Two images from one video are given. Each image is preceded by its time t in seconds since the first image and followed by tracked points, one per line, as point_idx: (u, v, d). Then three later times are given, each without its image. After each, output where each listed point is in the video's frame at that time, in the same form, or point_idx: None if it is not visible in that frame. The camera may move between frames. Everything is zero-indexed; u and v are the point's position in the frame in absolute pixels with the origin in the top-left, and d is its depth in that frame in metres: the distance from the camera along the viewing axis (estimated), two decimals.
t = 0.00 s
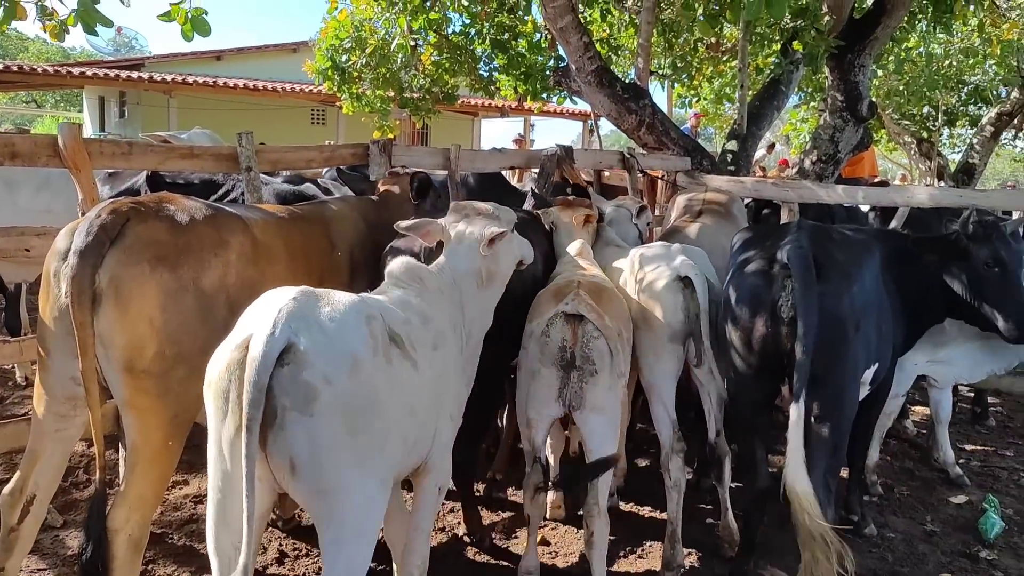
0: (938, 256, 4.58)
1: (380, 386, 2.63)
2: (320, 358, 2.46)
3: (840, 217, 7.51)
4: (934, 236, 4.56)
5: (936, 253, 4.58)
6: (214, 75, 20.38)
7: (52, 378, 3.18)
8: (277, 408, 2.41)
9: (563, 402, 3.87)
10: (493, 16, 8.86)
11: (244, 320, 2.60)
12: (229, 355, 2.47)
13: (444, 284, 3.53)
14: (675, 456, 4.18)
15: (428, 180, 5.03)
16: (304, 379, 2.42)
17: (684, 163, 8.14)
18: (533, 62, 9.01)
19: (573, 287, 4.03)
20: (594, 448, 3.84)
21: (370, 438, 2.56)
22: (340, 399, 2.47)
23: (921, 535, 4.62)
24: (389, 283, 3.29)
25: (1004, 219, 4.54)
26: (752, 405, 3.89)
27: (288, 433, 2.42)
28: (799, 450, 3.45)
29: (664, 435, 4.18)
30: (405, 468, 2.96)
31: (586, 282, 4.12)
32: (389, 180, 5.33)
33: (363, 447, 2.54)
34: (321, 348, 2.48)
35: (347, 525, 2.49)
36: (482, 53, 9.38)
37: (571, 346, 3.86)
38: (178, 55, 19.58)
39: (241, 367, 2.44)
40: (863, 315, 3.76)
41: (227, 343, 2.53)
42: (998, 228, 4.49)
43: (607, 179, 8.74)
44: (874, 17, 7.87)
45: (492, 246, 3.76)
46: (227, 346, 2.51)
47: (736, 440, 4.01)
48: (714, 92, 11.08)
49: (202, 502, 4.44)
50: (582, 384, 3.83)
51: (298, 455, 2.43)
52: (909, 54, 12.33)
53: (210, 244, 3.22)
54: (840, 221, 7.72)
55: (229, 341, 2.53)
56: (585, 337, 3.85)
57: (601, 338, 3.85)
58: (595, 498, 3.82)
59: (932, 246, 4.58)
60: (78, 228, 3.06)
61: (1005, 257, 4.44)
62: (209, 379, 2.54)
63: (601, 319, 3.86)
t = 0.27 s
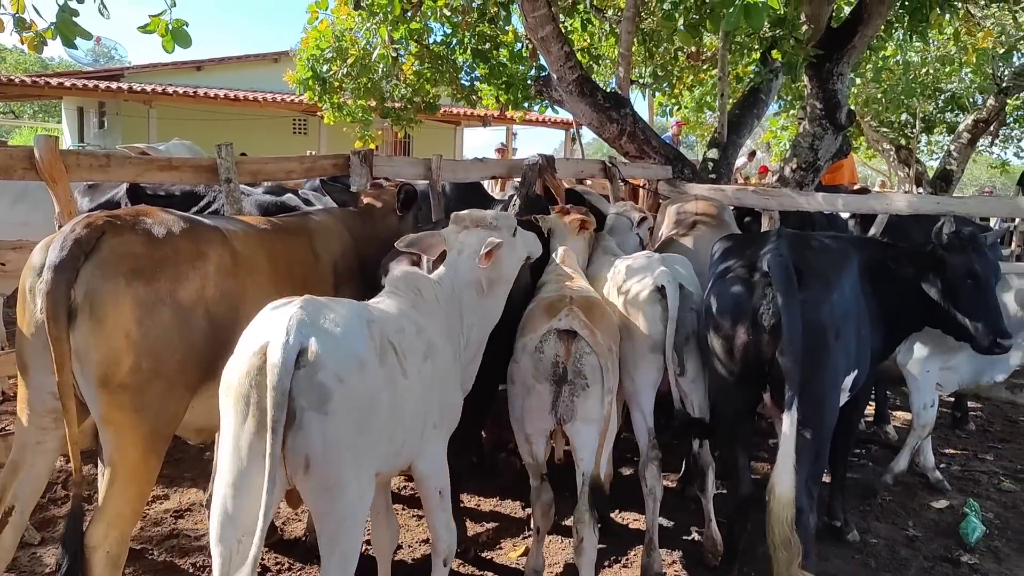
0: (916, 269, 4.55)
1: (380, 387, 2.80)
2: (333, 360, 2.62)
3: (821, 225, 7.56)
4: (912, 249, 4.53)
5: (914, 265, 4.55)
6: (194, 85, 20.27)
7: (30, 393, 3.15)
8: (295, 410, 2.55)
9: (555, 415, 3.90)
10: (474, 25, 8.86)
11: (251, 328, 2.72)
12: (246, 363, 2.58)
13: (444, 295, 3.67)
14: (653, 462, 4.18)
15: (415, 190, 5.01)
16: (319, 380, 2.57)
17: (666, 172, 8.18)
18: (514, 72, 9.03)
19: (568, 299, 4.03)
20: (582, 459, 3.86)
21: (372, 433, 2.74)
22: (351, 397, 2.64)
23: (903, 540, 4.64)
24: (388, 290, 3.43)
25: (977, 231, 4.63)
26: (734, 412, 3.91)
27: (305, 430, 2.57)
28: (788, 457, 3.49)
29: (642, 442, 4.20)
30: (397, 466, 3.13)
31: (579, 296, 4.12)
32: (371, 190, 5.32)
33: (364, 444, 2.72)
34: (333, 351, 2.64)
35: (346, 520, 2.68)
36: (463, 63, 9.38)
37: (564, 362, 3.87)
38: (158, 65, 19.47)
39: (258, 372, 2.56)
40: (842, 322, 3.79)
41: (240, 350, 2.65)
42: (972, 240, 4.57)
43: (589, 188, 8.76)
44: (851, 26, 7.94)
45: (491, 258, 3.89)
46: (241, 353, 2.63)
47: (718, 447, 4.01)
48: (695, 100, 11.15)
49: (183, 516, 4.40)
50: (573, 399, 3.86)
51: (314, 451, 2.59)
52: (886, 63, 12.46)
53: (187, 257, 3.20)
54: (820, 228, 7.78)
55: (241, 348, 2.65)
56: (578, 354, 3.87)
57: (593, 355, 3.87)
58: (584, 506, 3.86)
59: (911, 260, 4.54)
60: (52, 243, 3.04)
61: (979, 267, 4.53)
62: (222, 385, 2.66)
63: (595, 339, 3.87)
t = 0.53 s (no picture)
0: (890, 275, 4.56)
1: (364, 387, 2.90)
2: (306, 358, 2.73)
3: (799, 231, 7.61)
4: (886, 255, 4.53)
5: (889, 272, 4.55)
6: (172, 94, 20.15)
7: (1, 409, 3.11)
8: (268, 406, 2.69)
9: (528, 413, 3.90)
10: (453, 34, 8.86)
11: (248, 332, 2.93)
12: (229, 362, 2.78)
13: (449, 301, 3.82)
14: (635, 468, 4.16)
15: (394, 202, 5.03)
16: (290, 377, 2.69)
17: (645, 180, 8.22)
18: (494, 80, 9.04)
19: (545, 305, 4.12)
20: (561, 456, 3.84)
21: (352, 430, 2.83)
22: (325, 394, 2.74)
23: (885, 545, 4.67)
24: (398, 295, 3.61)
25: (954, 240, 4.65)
26: (713, 418, 3.93)
27: (277, 425, 2.70)
28: (771, 462, 3.50)
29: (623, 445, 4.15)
30: (395, 465, 3.24)
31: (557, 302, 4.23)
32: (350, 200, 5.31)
33: (343, 442, 2.82)
34: (310, 351, 2.75)
35: (325, 517, 2.79)
36: (443, 71, 9.37)
37: (531, 360, 3.90)
38: (135, 74, 19.33)
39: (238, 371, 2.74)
40: (819, 329, 3.80)
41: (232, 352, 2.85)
42: (949, 250, 4.58)
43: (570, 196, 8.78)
44: (828, 34, 8.02)
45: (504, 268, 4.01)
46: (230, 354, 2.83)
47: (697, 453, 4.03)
48: (675, 108, 11.22)
49: (162, 531, 4.34)
50: (540, 396, 3.86)
51: (287, 445, 2.70)
52: (862, 70, 12.58)
53: (161, 268, 3.19)
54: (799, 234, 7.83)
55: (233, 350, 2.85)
56: (545, 353, 3.88)
57: (561, 355, 3.87)
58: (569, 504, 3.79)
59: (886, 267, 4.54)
60: (23, 256, 3.00)
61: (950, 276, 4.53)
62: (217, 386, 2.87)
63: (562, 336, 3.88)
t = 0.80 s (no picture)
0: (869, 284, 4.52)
1: (349, 393, 2.87)
2: (283, 364, 2.73)
3: (775, 237, 7.66)
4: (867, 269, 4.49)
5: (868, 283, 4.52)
6: (146, 101, 19.97)
7: None
8: (242, 410, 2.71)
9: (514, 405, 4.12)
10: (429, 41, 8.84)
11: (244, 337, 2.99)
12: (214, 365, 2.82)
13: (454, 310, 3.80)
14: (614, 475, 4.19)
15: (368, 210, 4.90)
16: (264, 382, 2.69)
17: (622, 186, 8.24)
18: (471, 87, 9.03)
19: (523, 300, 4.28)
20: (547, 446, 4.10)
21: (333, 437, 2.81)
22: (302, 401, 2.73)
23: (861, 548, 4.70)
24: (404, 306, 3.62)
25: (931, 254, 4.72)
26: (688, 424, 3.94)
27: (252, 429, 2.71)
28: (732, 469, 3.56)
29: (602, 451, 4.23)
30: (392, 471, 3.22)
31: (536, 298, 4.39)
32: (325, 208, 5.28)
33: (323, 449, 2.80)
34: (288, 357, 2.75)
35: (304, 522, 2.78)
36: (419, 78, 9.35)
37: (518, 354, 4.13)
38: (108, 81, 19.14)
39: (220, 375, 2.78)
40: (791, 334, 3.82)
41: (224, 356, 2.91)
42: (924, 264, 4.65)
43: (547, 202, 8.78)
44: (801, 41, 8.09)
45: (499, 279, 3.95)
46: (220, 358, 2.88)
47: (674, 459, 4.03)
48: (651, 114, 11.27)
49: (136, 545, 4.28)
50: (528, 389, 4.09)
51: (262, 450, 2.71)
52: (835, 76, 12.70)
53: (129, 279, 3.15)
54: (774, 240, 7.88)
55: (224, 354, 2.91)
56: (532, 347, 4.09)
57: (547, 349, 4.08)
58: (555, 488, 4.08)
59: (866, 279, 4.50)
60: None
61: (924, 290, 4.59)
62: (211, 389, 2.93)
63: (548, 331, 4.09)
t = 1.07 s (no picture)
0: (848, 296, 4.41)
1: (333, 396, 2.85)
2: (264, 367, 2.71)
3: (750, 240, 7.70)
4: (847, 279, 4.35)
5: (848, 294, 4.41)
6: (118, 105, 19.75)
7: None
8: (223, 412, 2.70)
9: (515, 406, 4.11)
10: (405, 45, 8.81)
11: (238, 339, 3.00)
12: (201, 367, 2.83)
13: (450, 313, 3.83)
14: (594, 479, 4.19)
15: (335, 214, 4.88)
16: (244, 385, 2.68)
17: (598, 190, 8.25)
18: (447, 91, 9.01)
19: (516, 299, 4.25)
20: (545, 444, 4.15)
21: (316, 441, 2.78)
22: (284, 404, 2.71)
23: (836, 549, 4.73)
24: (404, 310, 3.64)
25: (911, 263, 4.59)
26: (661, 426, 3.95)
27: (233, 432, 2.70)
28: (707, 474, 3.54)
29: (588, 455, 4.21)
30: (383, 475, 3.18)
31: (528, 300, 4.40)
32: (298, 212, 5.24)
33: (307, 451, 2.76)
34: (270, 360, 2.74)
35: (288, 527, 2.73)
36: (395, 82, 9.32)
37: (517, 356, 4.13)
38: (80, 85, 18.92)
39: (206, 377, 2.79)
40: (756, 337, 3.79)
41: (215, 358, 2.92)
42: (905, 274, 4.51)
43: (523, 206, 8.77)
44: (774, 46, 8.15)
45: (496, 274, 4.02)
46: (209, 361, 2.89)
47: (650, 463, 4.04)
48: (627, 118, 11.31)
49: (107, 555, 4.22)
50: (529, 389, 4.11)
51: (242, 453, 2.70)
52: (809, 81, 12.82)
53: (92, 285, 3.11)
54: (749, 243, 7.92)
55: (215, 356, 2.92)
56: (532, 349, 4.11)
57: (546, 350, 4.11)
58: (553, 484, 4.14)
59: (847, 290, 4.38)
60: None
61: (902, 301, 4.45)
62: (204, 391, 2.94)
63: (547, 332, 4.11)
